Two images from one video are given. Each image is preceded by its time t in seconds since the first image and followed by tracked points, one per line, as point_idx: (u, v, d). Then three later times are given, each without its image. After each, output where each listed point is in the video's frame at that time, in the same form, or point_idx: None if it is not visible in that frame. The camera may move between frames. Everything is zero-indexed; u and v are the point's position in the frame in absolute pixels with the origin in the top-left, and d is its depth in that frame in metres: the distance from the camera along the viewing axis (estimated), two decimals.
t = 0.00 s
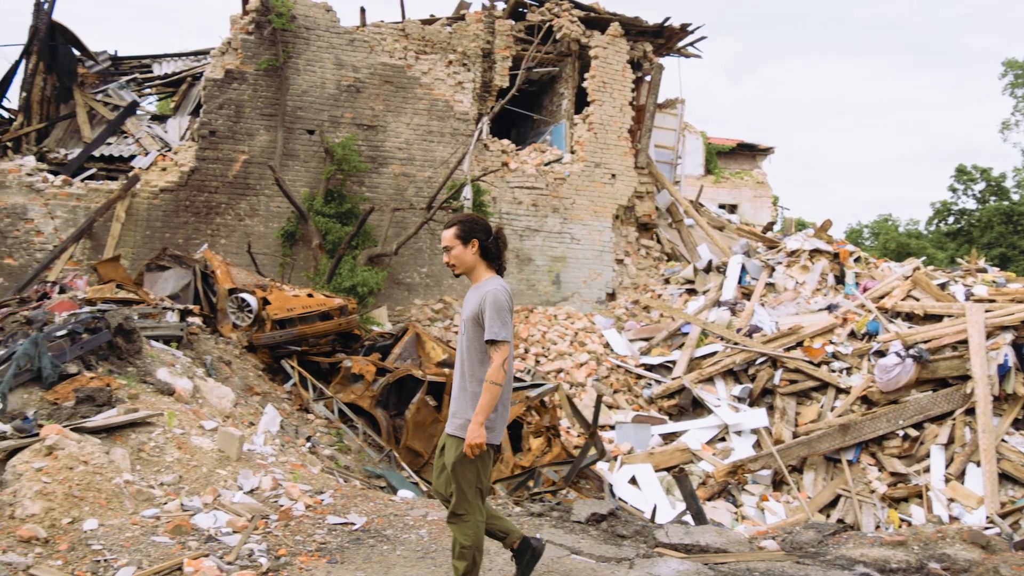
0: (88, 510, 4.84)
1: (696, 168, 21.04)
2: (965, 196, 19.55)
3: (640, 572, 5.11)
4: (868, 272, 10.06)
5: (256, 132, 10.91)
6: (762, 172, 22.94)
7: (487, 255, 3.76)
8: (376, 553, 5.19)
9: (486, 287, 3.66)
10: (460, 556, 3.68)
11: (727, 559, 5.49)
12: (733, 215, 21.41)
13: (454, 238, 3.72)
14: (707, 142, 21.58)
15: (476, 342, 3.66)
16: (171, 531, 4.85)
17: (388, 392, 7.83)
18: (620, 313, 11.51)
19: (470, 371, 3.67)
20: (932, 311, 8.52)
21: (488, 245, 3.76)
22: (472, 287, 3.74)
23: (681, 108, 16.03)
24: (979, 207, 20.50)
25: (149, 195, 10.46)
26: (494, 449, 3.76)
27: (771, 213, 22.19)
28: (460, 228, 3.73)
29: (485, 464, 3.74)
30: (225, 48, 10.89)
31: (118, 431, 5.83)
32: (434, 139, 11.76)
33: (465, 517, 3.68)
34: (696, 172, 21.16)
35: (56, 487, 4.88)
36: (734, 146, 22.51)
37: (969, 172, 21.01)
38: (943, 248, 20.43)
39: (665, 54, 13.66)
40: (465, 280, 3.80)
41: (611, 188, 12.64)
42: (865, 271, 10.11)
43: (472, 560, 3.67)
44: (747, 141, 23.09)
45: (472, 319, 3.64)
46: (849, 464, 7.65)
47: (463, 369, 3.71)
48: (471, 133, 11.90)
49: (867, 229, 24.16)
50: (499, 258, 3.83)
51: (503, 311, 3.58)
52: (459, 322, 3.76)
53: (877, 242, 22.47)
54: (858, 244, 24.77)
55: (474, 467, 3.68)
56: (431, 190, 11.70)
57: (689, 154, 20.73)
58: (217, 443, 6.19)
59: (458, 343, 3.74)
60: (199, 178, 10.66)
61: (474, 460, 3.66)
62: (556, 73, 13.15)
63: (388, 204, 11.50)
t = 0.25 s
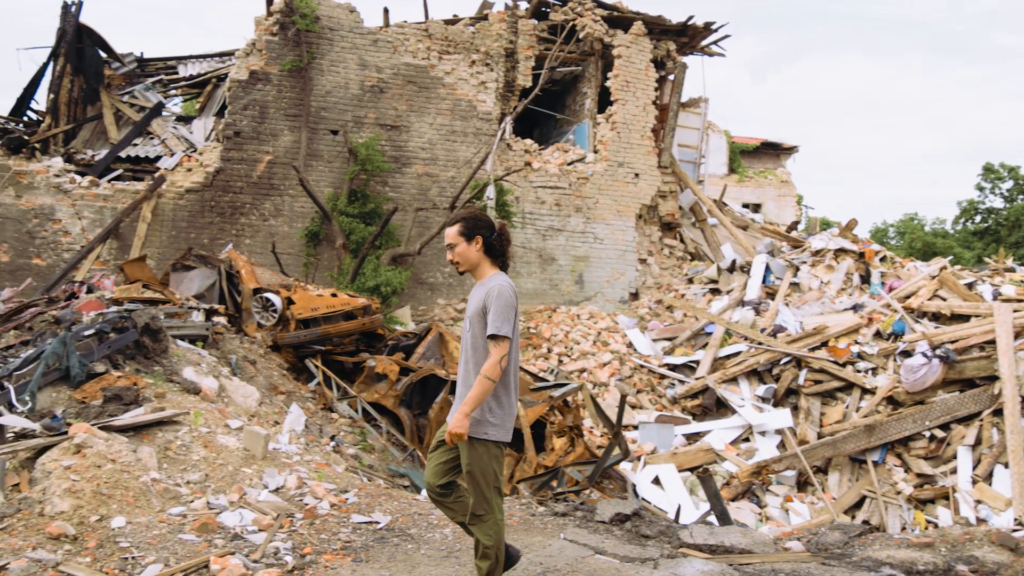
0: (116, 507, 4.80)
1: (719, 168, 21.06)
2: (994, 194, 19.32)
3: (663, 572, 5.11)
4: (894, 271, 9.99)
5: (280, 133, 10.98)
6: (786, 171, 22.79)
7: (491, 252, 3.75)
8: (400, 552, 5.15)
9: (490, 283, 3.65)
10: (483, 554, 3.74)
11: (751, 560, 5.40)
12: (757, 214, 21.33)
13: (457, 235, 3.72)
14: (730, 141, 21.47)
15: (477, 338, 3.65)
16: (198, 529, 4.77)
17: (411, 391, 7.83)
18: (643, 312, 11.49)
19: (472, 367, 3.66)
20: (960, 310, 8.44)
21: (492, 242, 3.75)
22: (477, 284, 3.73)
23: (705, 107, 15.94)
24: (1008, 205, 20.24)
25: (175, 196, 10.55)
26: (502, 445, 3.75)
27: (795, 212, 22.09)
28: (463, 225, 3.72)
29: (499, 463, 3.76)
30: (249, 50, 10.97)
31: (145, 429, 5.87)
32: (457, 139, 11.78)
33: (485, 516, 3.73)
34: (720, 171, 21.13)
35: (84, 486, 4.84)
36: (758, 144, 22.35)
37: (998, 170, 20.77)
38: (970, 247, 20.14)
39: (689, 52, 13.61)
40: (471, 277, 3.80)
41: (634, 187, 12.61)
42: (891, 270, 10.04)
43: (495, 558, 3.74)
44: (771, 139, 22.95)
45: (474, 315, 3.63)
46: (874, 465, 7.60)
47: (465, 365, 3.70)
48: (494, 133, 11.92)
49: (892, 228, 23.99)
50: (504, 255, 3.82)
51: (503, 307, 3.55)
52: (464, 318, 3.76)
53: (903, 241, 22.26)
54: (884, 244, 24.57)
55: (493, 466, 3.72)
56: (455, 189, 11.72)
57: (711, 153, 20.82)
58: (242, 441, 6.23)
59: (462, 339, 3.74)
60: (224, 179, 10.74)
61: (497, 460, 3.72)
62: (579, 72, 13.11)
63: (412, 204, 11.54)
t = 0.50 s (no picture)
0: (138, 505, 4.82)
1: (736, 167, 21.16)
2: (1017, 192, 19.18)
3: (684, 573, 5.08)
4: (915, 270, 9.93)
5: (299, 133, 11.02)
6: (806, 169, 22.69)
7: (491, 251, 3.71)
8: (420, 551, 5.03)
9: (491, 282, 3.61)
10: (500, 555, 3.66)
11: (773, 561, 5.37)
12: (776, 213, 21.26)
13: (457, 234, 3.67)
14: (750, 140, 21.38)
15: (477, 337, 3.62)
16: (220, 527, 4.80)
17: (429, 391, 7.87)
18: (662, 312, 11.48)
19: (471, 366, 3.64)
20: (982, 310, 8.38)
21: (493, 241, 3.71)
22: (477, 284, 3.69)
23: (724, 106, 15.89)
24: None
25: (195, 195, 10.62)
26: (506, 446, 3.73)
27: (815, 211, 22.00)
28: (463, 224, 3.68)
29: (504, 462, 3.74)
30: (269, 50, 11.02)
31: (167, 428, 5.90)
32: (476, 138, 11.80)
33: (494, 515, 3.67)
34: (739, 170, 20.96)
35: (107, 483, 4.87)
36: (777, 143, 22.26)
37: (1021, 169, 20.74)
38: (992, 246, 19.98)
39: (708, 51, 13.58)
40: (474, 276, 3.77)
41: (653, 186, 12.59)
42: (912, 269, 9.98)
43: (511, 557, 3.66)
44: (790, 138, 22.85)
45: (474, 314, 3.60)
46: (895, 466, 7.55)
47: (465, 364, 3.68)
48: (513, 133, 11.94)
49: (913, 227, 23.85)
50: (505, 253, 3.77)
51: (501, 306, 3.51)
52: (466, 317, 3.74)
53: (925, 240, 22.11)
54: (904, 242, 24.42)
55: (500, 466, 3.70)
56: (473, 189, 11.74)
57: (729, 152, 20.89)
58: (263, 440, 6.26)
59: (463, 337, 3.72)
60: (244, 179, 10.80)
61: (504, 459, 3.71)
62: (598, 71, 13.10)
63: (430, 204, 11.58)
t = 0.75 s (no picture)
0: (157, 504, 4.83)
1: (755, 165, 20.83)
2: None
3: (703, 573, 5.05)
4: (934, 270, 9.87)
5: (317, 133, 11.06)
6: (824, 169, 22.59)
7: (488, 252, 3.69)
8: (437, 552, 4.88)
9: (488, 283, 3.60)
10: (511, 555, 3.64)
11: (791, 563, 5.34)
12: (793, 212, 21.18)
13: (454, 235, 3.66)
14: (767, 140, 21.26)
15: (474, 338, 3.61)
16: (238, 526, 4.78)
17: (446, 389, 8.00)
18: (679, 312, 11.46)
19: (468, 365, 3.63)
20: (1003, 310, 8.32)
21: (491, 241, 3.69)
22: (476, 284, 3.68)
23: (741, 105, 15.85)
24: None
25: (213, 195, 10.67)
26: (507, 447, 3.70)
27: (833, 211, 21.91)
28: (460, 226, 3.66)
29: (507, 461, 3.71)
30: (287, 51, 11.08)
31: (186, 427, 5.93)
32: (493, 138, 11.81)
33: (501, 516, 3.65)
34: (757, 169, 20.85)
35: (127, 482, 4.88)
36: (794, 143, 22.17)
37: None
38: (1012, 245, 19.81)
39: (725, 50, 13.55)
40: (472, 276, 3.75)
41: (670, 186, 12.56)
42: (931, 270, 9.92)
43: (524, 556, 3.66)
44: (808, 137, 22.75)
45: (472, 314, 3.59)
46: (914, 467, 7.50)
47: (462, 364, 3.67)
48: (530, 133, 11.94)
49: (932, 226, 23.71)
50: (503, 254, 3.76)
51: (499, 307, 3.50)
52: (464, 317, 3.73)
53: (944, 239, 21.95)
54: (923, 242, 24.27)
55: (503, 466, 3.67)
56: (490, 189, 11.76)
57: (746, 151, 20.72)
58: (281, 440, 6.27)
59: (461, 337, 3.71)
60: (262, 179, 10.85)
61: (510, 459, 3.69)
62: (614, 70, 13.17)
63: (447, 204, 11.60)
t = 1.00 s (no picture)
0: (172, 504, 4.84)
1: (767, 166, 20.99)
2: None
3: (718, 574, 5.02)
4: (949, 272, 9.82)
5: (330, 134, 11.08)
6: (837, 169, 22.51)
7: (481, 255, 3.67)
8: (452, 551, 4.91)
9: (481, 286, 3.57)
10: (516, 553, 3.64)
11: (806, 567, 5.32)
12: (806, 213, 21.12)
13: (448, 238, 3.64)
14: (780, 140, 21.23)
15: (465, 341, 3.58)
16: (253, 526, 4.80)
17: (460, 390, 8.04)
18: (692, 313, 11.46)
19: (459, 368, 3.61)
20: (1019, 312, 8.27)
21: (484, 243, 3.67)
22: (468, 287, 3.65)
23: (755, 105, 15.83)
24: None
25: (227, 196, 10.71)
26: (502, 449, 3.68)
27: (846, 212, 21.82)
28: (454, 228, 3.63)
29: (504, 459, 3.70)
30: (301, 52, 11.12)
31: (200, 426, 5.95)
32: (506, 139, 11.82)
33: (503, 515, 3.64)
34: (770, 170, 20.86)
35: (142, 481, 4.89)
36: (808, 143, 22.11)
37: None
38: None
39: (739, 51, 13.54)
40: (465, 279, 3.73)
41: (683, 187, 12.54)
42: (946, 271, 9.88)
43: (529, 554, 3.65)
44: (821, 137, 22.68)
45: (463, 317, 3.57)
46: (928, 469, 7.47)
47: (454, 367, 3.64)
48: (543, 133, 11.93)
49: (947, 227, 23.58)
50: (497, 256, 3.75)
51: (492, 311, 3.48)
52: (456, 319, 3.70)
53: (959, 240, 21.83)
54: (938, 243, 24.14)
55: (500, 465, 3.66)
56: (503, 190, 11.77)
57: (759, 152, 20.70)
58: (295, 440, 6.29)
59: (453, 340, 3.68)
60: (276, 179, 10.89)
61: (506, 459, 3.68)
62: (627, 71, 13.28)
63: (460, 204, 11.61)
